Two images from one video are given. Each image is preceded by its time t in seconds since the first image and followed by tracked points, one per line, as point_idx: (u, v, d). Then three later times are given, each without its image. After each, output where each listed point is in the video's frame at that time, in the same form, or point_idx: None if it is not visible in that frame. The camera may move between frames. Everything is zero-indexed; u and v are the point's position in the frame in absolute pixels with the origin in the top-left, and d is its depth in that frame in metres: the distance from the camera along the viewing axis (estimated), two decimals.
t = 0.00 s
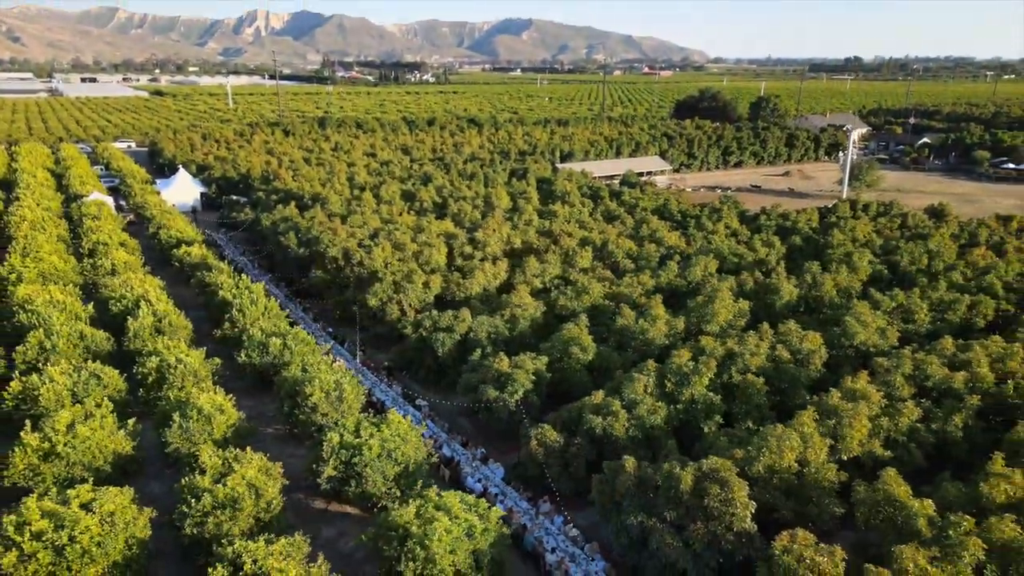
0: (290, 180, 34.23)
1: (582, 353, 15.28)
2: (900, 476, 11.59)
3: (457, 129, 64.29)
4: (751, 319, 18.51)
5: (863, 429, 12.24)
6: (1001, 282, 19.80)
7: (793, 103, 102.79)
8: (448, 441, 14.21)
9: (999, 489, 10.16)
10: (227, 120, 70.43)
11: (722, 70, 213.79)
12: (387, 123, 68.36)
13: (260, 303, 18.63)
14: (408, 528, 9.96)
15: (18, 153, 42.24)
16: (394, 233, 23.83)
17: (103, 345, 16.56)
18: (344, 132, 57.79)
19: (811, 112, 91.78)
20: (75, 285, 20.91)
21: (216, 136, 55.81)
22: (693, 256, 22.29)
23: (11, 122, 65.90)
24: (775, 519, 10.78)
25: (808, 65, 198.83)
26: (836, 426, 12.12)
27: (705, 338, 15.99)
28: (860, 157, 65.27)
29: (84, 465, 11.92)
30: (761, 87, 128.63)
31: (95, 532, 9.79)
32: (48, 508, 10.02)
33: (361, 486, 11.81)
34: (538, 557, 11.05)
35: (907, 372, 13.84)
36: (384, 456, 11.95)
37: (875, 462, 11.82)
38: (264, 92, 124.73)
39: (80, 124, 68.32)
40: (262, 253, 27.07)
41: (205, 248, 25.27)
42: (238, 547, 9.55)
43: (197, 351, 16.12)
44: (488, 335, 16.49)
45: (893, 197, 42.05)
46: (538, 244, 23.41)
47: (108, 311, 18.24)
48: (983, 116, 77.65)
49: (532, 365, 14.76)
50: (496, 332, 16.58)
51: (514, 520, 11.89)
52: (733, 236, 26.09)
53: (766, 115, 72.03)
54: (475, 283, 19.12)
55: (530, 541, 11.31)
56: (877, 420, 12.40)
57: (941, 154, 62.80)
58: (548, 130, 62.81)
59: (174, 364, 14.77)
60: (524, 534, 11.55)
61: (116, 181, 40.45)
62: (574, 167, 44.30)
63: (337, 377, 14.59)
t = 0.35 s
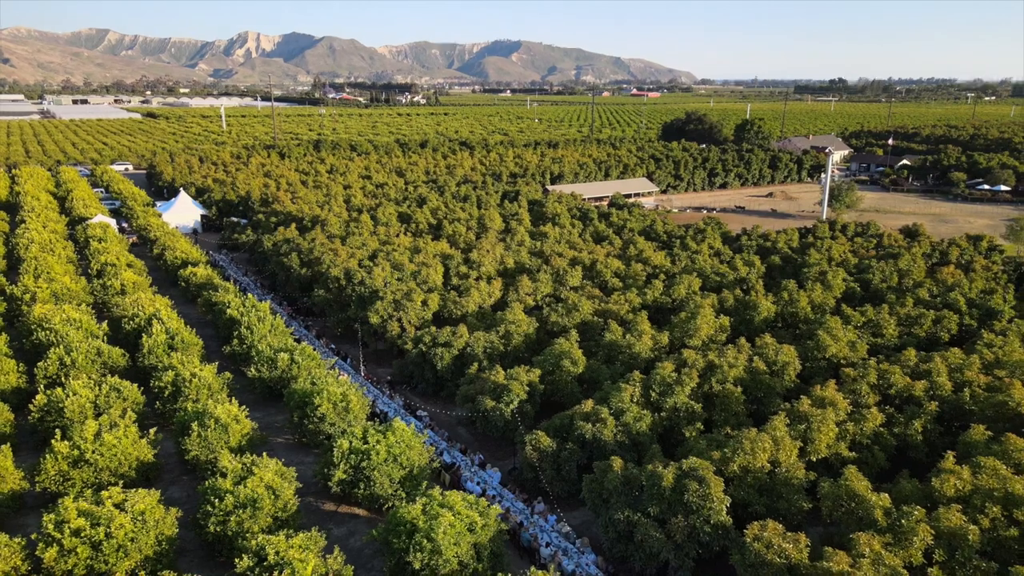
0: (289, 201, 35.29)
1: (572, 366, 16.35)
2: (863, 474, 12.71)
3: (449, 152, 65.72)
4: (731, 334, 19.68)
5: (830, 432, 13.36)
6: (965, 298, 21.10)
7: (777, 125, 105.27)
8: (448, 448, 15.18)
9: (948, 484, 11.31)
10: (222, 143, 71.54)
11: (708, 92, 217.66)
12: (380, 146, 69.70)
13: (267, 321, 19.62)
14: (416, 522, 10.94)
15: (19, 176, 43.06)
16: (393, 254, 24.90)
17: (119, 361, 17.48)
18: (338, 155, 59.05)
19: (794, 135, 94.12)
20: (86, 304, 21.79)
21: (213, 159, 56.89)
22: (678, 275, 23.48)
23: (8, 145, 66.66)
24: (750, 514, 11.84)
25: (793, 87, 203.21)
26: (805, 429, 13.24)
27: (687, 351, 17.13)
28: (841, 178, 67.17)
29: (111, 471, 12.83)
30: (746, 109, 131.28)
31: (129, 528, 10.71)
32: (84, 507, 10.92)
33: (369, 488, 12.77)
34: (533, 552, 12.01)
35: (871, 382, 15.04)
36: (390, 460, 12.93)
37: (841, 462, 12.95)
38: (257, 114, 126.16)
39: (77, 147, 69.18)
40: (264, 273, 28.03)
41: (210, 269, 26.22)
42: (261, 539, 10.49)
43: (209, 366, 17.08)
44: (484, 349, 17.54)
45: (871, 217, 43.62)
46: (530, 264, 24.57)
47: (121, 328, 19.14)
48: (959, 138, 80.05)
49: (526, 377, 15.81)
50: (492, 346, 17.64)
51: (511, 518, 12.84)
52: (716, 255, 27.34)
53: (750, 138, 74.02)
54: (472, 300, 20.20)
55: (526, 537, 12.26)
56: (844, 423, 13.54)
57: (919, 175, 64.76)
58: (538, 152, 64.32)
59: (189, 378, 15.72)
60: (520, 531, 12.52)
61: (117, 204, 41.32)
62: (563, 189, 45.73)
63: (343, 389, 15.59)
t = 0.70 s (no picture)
0: (289, 219, 36.26)
1: (565, 376, 17.37)
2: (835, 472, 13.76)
3: (443, 169, 66.96)
4: (715, 345, 20.77)
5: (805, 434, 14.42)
6: (936, 310, 22.31)
7: (764, 143, 107.35)
8: (450, 453, 16.10)
9: (909, 480, 12.38)
10: (219, 160, 72.55)
11: (698, 108, 220.73)
12: (375, 163, 70.88)
13: (275, 334, 20.55)
14: (423, 518, 11.89)
15: (21, 194, 43.83)
16: (393, 270, 25.89)
17: (134, 373, 18.35)
18: (335, 173, 60.13)
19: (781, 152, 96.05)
20: (98, 319, 22.64)
21: (211, 176, 57.83)
22: (666, 290, 24.60)
23: (6, 163, 67.42)
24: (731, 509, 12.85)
25: (782, 104, 206.55)
26: (782, 432, 14.29)
27: (674, 361, 18.18)
28: (826, 195, 68.81)
29: (136, 474, 13.72)
30: (735, 127, 133.49)
31: (158, 524, 11.59)
32: (114, 506, 11.79)
33: (377, 489, 13.71)
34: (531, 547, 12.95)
35: (844, 389, 16.14)
36: (396, 463, 13.89)
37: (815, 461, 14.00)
38: (252, 132, 127.28)
39: (74, 165, 70.00)
40: (267, 289, 28.94)
41: (215, 285, 27.13)
42: (282, 534, 11.42)
43: (221, 377, 17.98)
44: (482, 360, 18.53)
45: (854, 233, 45.02)
46: (525, 279, 25.63)
47: (134, 341, 20.01)
48: (941, 156, 82.06)
49: (522, 386, 16.81)
50: (489, 358, 18.64)
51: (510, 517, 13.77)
52: (703, 270, 28.50)
53: (738, 155, 75.71)
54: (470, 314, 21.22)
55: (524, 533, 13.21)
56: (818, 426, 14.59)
57: (902, 191, 66.42)
58: (530, 170, 65.66)
59: (204, 389, 16.64)
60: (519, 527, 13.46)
61: (118, 222, 42.16)
62: (555, 206, 46.93)
63: (350, 398, 16.54)
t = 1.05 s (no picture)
0: (290, 239, 37.41)
1: (559, 387, 18.52)
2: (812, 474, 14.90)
3: (438, 189, 68.34)
4: (701, 358, 21.99)
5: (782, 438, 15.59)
6: (908, 324, 23.64)
7: (752, 162, 109.59)
8: (451, 460, 17.18)
9: (874, 479, 13.59)
10: (216, 180, 73.70)
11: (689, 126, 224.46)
12: (371, 183, 72.21)
13: (283, 350, 21.63)
14: (430, 515, 12.99)
15: (25, 214, 44.86)
16: (393, 288, 27.02)
17: (151, 386, 19.38)
18: (331, 192, 61.36)
19: (768, 171, 98.15)
20: (111, 335, 23.66)
21: (210, 195, 58.88)
22: (654, 306, 25.85)
23: (6, 184, 68.34)
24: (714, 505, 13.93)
25: (770, 124, 210.19)
26: (760, 437, 15.46)
27: (661, 373, 19.39)
28: (811, 213, 70.59)
29: (160, 479, 14.73)
30: (723, 146, 136.08)
31: (186, 523, 12.64)
32: (145, 506, 12.82)
33: (386, 491, 14.78)
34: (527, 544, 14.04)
35: (818, 398, 17.37)
36: (404, 467, 14.98)
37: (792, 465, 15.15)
38: (247, 151, 128.58)
39: (73, 185, 70.96)
40: (271, 306, 29.98)
41: (222, 303, 28.17)
42: (301, 531, 12.49)
43: (234, 389, 19.02)
44: (480, 372, 19.67)
45: (836, 251, 46.58)
46: (519, 296, 26.84)
47: (149, 356, 21.04)
48: (924, 175, 84.16)
49: (519, 397, 17.94)
50: (487, 371, 19.79)
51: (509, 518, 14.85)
52: (690, 287, 29.80)
53: (725, 175, 77.54)
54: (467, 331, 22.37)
55: (522, 530, 14.32)
56: (793, 433, 15.79)
57: (885, 210, 68.29)
58: (523, 189, 67.13)
59: (219, 401, 17.72)
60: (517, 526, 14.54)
61: (121, 241, 43.18)
62: (548, 225, 48.28)
63: (357, 409, 17.60)
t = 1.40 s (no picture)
0: (291, 254, 38.45)
1: (555, 396, 19.59)
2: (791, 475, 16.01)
3: (433, 205, 69.55)
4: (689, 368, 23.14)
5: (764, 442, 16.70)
6: (885, 336, 24.89)
7: (741, 177, 111.50)
8: (454, 465, 18.21)
9: (847, 478, 14.71)
10: (213, 196, 74.70)
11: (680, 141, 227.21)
12: (367, 198, 73.37)
13: (291, 362, 22.63)
14: (437, 513, 14.01)
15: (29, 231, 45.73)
16: (394, 303, 28.10)
17: (166, 397, 20.32)
18: (329, 208, 62.42)
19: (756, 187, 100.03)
20: (123, 348, 24.59)
21: (210, 211, 59.90)
22: (645, 319, 27.02)
23: (5, 200, 69.06)
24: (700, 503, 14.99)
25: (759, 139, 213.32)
26: (743, 440, 16.57)
27: (651, 382, 20.51)
28: (799, 229, 72.23)
29: (181, 482, 15.68)
30: (713, 160, 138.10)
31: (210, 522, 13.62)
32: (172, 507, 13.80)
33: (394, 493, 15.78)
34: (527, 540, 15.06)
35: (798, 405, 18.55)
36: (411, 471, 16.00)
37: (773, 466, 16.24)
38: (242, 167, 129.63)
39: (71, 201, 71.73)
40: (276, 320, 30.97)
41: (228, 317, 29.15)
42: (319, 528, 13.49)
43: (246, 400, 20.00)
44: (480, 382, 20.74)
45: (821, 265, 48.04)
46: (515, 310, 27.97)
47: (163, 368, 22.02)
48: (909, 191, 86.10)
49: (518, 405, 19.01)
50: (486, 381, 20.85)
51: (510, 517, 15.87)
52: (679, 301, 31.01)
53: (715, 190, 79.15)
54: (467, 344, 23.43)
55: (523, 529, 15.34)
56: (773, 437, 16.91)
57: (870, 225, 69.98)
58: (517, 205, 68.49)
59: (233, 410, 18.70)
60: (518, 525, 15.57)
61: (124, 257, 44.08)
62: (542, 241, 49.54)
63: (364, 417, 18.62)
